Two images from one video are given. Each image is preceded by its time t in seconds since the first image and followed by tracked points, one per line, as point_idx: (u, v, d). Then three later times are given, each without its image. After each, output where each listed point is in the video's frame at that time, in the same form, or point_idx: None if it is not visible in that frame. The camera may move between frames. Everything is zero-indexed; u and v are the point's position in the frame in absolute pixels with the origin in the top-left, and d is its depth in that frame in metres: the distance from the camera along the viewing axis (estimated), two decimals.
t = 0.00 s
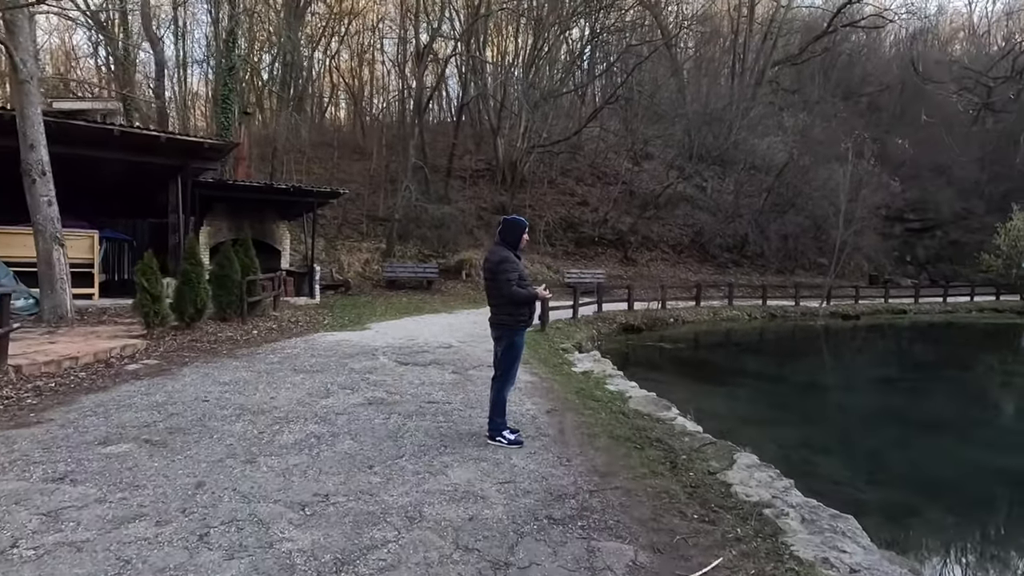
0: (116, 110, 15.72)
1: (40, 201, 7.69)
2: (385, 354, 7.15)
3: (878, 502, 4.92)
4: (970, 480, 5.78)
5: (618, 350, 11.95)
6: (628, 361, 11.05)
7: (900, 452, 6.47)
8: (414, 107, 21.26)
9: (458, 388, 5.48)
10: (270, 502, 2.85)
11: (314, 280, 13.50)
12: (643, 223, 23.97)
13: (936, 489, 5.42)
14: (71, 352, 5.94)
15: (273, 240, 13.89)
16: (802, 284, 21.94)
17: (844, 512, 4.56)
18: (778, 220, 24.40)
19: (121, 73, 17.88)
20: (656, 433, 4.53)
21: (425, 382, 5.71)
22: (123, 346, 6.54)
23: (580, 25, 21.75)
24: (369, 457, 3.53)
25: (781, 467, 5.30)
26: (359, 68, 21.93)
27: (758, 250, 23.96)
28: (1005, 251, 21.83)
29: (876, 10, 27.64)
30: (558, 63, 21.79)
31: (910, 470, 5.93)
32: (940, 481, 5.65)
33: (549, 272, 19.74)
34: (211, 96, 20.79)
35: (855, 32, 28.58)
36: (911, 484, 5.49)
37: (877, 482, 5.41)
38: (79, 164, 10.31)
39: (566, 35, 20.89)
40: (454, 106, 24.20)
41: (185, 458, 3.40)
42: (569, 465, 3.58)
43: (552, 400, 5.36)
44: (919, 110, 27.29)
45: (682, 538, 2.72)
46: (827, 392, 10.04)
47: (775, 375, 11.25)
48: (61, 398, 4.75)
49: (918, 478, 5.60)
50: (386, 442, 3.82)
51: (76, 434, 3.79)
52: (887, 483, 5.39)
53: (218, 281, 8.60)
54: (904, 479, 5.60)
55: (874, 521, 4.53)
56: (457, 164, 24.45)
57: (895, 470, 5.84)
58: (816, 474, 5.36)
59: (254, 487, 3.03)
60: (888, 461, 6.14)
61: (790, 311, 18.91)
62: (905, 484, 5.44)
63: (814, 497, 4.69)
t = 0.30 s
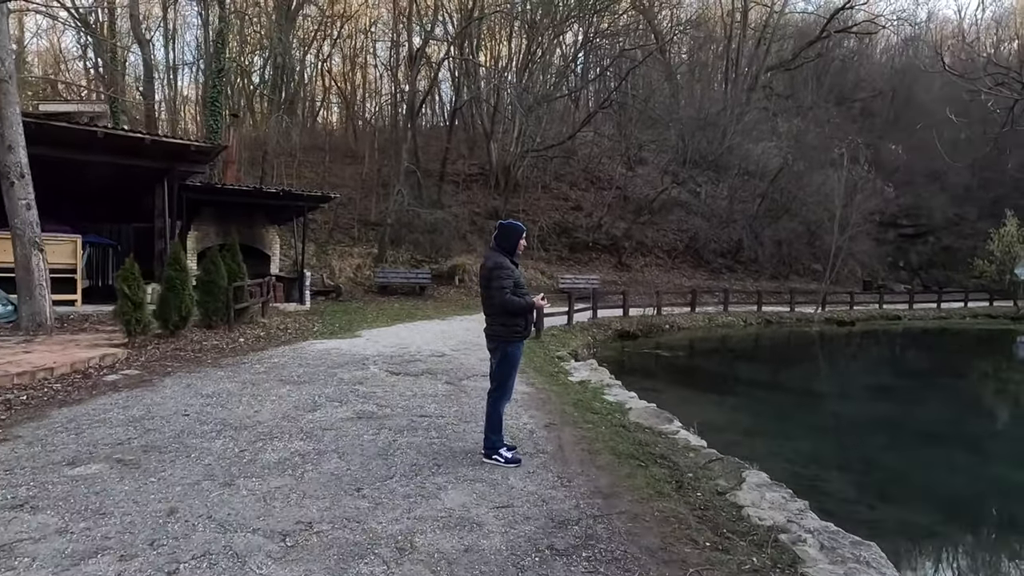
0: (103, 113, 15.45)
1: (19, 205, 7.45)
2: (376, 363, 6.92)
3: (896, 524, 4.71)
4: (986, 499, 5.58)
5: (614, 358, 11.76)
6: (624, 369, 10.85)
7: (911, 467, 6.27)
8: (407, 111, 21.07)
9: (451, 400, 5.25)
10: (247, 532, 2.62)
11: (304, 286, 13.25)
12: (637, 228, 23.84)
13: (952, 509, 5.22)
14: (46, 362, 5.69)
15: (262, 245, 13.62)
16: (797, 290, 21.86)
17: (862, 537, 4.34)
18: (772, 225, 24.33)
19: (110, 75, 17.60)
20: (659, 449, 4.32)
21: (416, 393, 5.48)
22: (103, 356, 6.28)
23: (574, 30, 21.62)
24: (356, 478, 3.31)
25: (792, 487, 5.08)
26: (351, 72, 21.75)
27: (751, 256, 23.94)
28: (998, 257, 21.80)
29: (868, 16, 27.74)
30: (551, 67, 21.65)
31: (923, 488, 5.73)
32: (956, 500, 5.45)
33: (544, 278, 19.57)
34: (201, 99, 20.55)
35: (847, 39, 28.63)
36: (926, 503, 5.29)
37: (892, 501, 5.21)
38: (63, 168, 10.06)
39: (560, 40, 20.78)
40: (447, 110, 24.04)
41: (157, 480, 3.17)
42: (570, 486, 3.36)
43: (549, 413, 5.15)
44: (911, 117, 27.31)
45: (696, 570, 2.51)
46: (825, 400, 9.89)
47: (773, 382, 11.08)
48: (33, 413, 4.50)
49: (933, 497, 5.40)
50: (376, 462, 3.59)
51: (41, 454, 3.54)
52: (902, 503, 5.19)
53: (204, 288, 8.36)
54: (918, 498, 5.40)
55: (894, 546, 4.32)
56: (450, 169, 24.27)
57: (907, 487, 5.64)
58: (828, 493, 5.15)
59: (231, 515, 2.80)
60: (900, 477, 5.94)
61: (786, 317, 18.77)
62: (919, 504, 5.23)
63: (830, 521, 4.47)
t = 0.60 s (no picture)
0: (80, 116, 15.07)
1: None
2: (358, 373, 6.66)
3: (903, 544, 4.54)
4: (987, 511, 5.45)
5: (603, 366, 11.56)
6: (613, 377, 10.67)
7: (913, 479, 6.10)
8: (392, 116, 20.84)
9: (436, 412, 5.02)
10: (208, 563, 2.38)
11: (285, 293, 12.95)
12: (624, 234, 23.72)
13: (951, 524, 5.09)
14: (7, 373, 5.39)
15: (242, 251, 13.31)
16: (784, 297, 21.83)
17: (871, 560, 4.15)
18: (759, 233, 24.35)
19: (88, 77, 17.23)
20: (653, 464, 4.11)
21: (399, 405, 5.23)
22: (70, 366, 5.98)
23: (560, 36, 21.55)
24: (331, 499, 3.07)
25: (794, 505, 4.88)
26: (337, 77, 21.51)
27: (737, 263, 23.97)
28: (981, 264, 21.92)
29: (851, 25, 27.98)
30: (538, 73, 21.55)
31: (921, 500, 5.59)
32: (960, 514, 5.29)
33: (530, 285, 19.40)
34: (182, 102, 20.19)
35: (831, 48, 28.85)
36: (925, 518, 5.14)
37: (896, 519, 5.03)
38: (34, 170, 9.72)
39: (547, 46, 20.68)
40: (434, 116, 23.85)
41: (114, 503, 2.92)
42: (560, 506, 3.15)
43: (537, 425, 4.93)
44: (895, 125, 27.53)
45: None
46: (816, 408, 9.77)
47: (763, 391, 10.94)
48: None
49: (935, 511, 5.25)
50: (354, 481, 3.35)
51: None
52: (906, 518, 5.02)
53: (179, 295, 8.08)
54: (916, 511, 5.26)
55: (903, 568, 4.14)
56: (436, 175, 24.07)
57: (905, 501, 5.49)
58: (831, 510, 4.96)
59: (191, 544, 2.55)
60: (903, 491, 5.77)
61: (773, 324, 18.71)
62: (925, 520, 5.07)
63: (837, 542, 4.28)
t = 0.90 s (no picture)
0: (39, 109, 14.48)
1: None
2: (326, 377, 6.38)
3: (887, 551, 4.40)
4: (964, 514, 5.40)
5: (580, 367, 11.38)
6: (590, 379, 10.50)
7: (890, 482, 6.04)
8: (365, 113, 20.45)
9: (407, 419, 4.77)
10: None
11: (253, 293, 12.55)
12: (600, 234, 23.61)
13: (931, 529, 5.01)
14: None
15: (208, 250, 12.87)
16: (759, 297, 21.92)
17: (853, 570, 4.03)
18: (734, 233, 24.43)
19: (48, 69, 16.58)
20: (635, 472, 3.93)
21: (368, 412, 4.96)
22: (16, 371, 5.60)
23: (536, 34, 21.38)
24: (291, 519, 2.82)
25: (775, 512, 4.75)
26: (309, 73, 21.06)
27: (712, 263, 24.06)
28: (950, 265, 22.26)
29: (824, 29, 28.28)
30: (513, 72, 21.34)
31: (901, 504, 5.51)
32: (943, 519, 5.22)
33: (506, 285, 19.18)
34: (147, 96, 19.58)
35: (804, 50, 29.12)
36: (905, 523, 5.06)
37: (879, 525, 4.91)
38: None
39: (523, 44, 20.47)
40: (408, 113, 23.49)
41: (45, 527, 2.63)
42: (540, 523, 2.93)
43: (513, 431, 4.71)
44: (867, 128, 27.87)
45: None
46: (792, 409, 9.71)
47: (741, 392, 10.87)
48: None
49: (914, 516, 5.17)
50: (318, 498, 3.09)
51: None
52: (891, 526, 4.92)
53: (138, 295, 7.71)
54: (897, 516, 5.17)
55: None
56: (411, 173, 23.73)
57: (885, 506, 5.41)
58: (815, 518, 4.81)
59: None
60: (883, 495, 5.68)
61: (748, 324, 18.75)
62: (906, 526, 4.96)
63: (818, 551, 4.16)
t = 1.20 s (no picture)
0: None
1: None
2: (296, 381, 6.11)
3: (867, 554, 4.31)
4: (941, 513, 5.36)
5: (557, 369, 11.21)
6: (568, 380, 10.36)
7: (867, 482, 6.00)
8: (338, 108, 20.03)
9: (381, 427, 4.54)
10: None
11: (221, 293, 12.15)
12: (576, 233, 23.48)
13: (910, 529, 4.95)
14: None
15: (173, 248, 12.42)
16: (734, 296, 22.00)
17: None
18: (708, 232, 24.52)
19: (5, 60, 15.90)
20: (622, 481, 3.76)
21: (341, 419, 4.71)
22: None
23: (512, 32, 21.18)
24: (255, 541, 2.59)
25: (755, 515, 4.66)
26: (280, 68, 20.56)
27: (687, 262, 24.32)
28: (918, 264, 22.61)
29: (796, 30, 28.54)
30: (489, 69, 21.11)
31: (878, 504, 5.46)
32: (926, 521, 5.16)
33: (481, 284, 18.96)
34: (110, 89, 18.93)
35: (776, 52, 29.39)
36: (885, 524, 4.99)
37: (859, 528, 4.84)
38: None
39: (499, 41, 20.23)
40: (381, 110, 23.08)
41: None
42: (527, 541, 2.74)
43: (492, 438, 4.51)
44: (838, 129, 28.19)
45: None
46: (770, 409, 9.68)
47: (719, 392, 10.82)
48: None
49: (891, 517, 5.12)
50: (286, 516, 2.85)
51: None
52: (873, 529, 4.84)
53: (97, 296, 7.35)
54: (876, 518, 5.10)
55: None
56: (384, 170, 23.36)
57: (863, 506, 5.35)
58: (796, 522, 4.72)
59: None
60: (861, 495, 5.62)
61: (723, 323, 18.79)
62: (886, 528, 4.90)
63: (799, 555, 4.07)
